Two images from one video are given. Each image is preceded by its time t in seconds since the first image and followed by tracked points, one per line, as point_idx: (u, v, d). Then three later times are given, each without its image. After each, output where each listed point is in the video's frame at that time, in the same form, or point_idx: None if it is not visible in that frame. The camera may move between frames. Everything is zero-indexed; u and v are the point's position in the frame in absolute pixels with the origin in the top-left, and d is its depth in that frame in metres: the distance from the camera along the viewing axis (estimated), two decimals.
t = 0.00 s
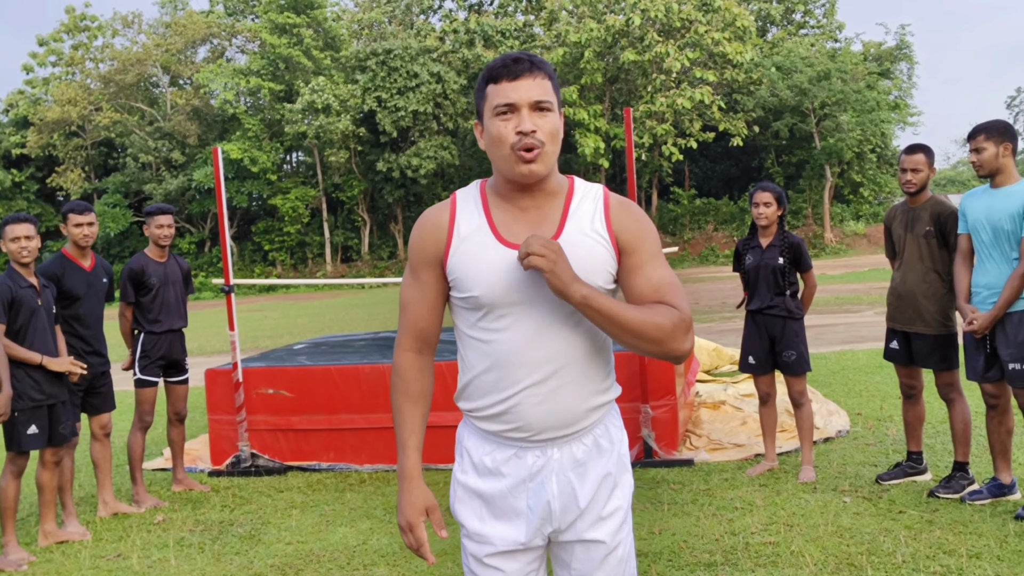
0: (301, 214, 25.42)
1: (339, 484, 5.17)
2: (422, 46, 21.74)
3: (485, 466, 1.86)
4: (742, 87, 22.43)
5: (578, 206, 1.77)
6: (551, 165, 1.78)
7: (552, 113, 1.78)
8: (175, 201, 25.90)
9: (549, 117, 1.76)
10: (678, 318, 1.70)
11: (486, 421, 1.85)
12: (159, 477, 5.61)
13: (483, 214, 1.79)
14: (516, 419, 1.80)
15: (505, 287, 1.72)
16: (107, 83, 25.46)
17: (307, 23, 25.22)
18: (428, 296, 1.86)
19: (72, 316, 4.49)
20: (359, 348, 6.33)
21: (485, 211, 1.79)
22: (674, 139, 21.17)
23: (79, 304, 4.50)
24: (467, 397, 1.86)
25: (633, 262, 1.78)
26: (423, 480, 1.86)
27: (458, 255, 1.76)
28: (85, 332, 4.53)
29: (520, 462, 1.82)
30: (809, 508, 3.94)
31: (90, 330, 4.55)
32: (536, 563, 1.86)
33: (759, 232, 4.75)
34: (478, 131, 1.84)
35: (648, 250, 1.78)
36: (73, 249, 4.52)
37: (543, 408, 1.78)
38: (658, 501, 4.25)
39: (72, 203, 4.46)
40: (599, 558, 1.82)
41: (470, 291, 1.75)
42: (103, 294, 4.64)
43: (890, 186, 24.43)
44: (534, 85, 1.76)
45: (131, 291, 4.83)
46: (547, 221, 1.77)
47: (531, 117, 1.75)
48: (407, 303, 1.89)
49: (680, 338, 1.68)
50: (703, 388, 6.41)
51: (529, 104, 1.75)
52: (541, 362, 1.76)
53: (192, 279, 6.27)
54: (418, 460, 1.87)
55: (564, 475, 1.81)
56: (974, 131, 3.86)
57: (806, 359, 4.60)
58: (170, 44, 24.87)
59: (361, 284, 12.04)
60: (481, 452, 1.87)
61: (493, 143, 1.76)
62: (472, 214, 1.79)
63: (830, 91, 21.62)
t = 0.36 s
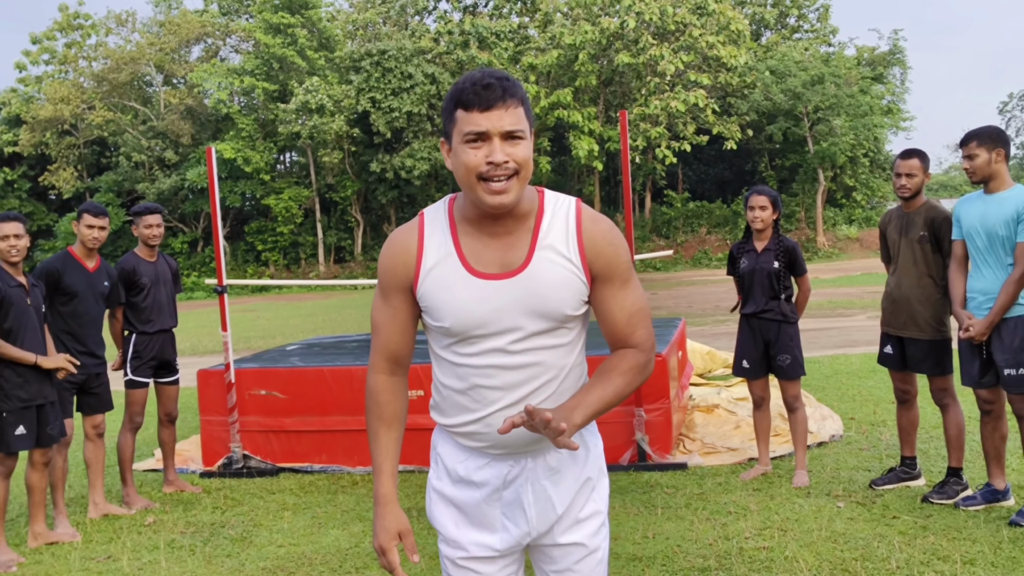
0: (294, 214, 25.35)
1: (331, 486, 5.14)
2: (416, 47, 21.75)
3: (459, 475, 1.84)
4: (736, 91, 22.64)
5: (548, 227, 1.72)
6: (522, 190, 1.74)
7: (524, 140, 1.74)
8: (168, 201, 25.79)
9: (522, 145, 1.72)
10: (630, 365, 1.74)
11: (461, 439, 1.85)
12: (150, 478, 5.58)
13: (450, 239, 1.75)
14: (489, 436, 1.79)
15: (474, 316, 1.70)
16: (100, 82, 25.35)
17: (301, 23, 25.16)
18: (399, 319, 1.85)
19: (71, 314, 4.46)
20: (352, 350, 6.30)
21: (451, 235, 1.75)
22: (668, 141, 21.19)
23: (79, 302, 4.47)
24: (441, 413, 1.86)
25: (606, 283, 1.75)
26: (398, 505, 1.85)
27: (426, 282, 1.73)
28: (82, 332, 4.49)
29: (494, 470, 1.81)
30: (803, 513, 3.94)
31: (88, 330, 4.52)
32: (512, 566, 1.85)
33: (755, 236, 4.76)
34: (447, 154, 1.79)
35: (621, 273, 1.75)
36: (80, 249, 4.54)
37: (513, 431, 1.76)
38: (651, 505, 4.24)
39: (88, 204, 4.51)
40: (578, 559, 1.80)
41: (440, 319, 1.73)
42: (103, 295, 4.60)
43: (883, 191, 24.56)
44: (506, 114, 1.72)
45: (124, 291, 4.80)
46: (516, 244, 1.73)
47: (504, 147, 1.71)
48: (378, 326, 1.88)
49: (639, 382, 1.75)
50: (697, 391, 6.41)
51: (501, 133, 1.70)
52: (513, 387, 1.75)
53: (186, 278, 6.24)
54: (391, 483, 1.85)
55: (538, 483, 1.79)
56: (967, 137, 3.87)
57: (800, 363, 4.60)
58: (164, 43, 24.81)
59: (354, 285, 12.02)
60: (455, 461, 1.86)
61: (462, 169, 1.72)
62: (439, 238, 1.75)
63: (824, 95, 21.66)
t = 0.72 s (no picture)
0: (293, 211, 25.34)
1: (328, 483, 5.13)
2: (416, 45, 21.81)
3: (449, 474, 1.84)
4: (735, 90, 22.71)
5: (529, 216, 1.70)
6: (508, 180, 1.73)
7: (514, 130, 1.73)
8: (166, 196, 25.75)
9: (510, 135, 1.72)
10: (602, 367, 1.69)
11: (448, 436, 1.84)
12: (146, 473, 5.57)
13: (431, 229, 1.75)
14: (472, 434, 1.78)
15: (449, 306, 1.69)
16: (99, 77, 25.31)
17: (301, 20, 25.08)
18: (385, 310, 1.86)
19: (65, 308, 4.45)
20: (350, 347, 6.29)
21: (433, 225, 1.76)
22: (667, 141, 21.18)
23: (72, 297, 4.46)
24: (429, 411, 1.85)
25: (585, 279, 1.70)
26: (380, 497, 1.84)
27: (405, 271, 1.74)
28: (77, 327, 4.50)
29: (482, 470, 1.80)
30: (802, 514, 3.93)
31: (83, 325, 4.52)
32: (505, 567, 1.84)
33: (754, 236, 4.75)
34: (434, 138, 1.79)
35: (602, 266, 1.70)
36: (72, 243, 4.50)
37: (489, 425, 1.75)
38: (649, 505, 4.24)
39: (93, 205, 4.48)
40: (571, 561, 1.78)
41: (418, 309, 1.73)
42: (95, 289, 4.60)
43: (881, 192, 24.57)
44: (499, 103, 1.72)
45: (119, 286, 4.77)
46: (494, 234, 1.71)
47: (493, 134, 1.70)
48: (366, 317, 1.89)
49: (610, 382, 1.70)
50: (695, 391, 6.41)
51: (492, 120, 1.70)
52: (489, 378, 1.72)
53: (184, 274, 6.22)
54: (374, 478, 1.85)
55: (525, 484, 1.77)
56: (970, 137, 3.86)
57: (800, 363, 4.60)
58: (163, 39, 24.76)
59: (352, 283, 12.00)
60: (446, 460, 1.85)
61: (449, 155, 1.72)
62: (421, 228, 1.76)
63: (823, 97, 21.68)
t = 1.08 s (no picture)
0: (292, 197, 25.28)
1: (325, 471, 5.13)
2: (417, 32, 21.72)
3: (446, 464, 1.83)
4: (737, 81, 22.64)
5: (521, 210, 1.68)
6: (497, 169, 1.72)
7: (500, 119, 1.71)
8: (165, 181, 25.64)
9: (496, 124, 1.70)
10: (602, 358, 1.67)
11: (444, 426, 1.83)
12: (143, 459, 5.56)
13: (425, 223, 1.74)
14: (470, 424, 1.77)
15: (447, 299, 1.68)
16: (98, 60, 25.15)
17: (301, 5, 24.90)
18: (381, 305, 1.85)
19: (61, 298, 4.45)
20: (348, 334, 6.27)
21: (426, 218, 1.75)
22: (667, 132, 21.12)
23: (71, 287, 4.47)
24: (425, 403, 1.85)
25: (579, 269, 1.69)
26: (372, 491, 1.82)
27: (401, 267, 1.72)
28: (70, 316, 4.49)
29: (479, 459, 1.79)
30: (798, 507, 3.94)
31: (75, 314, 4.52)
32: (502, 557, 1.84)
33: (748, 228, 4.74)
34: (421, 131, 1.77)
35: (596, 256, 1.68)
36: (79, 232, 4.45)
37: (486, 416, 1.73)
38: (646, 496, 4.24)
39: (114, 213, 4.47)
40: (567, 552, 1.77)
41: (413, 303, 1.72)
42: (93, 280, 4.62)
43: (881, 185, 24.54)
44: (483, 92, 1.70)
45: (116, 271, 4.74)
46: (489, 227, 1.70)
47: (479, 124, 1.68)
48: (361, 311, 1.88)
49: (608, 372, 1.68)
50: (692, 382, 6.41)
51: (477, 110, 1.68)
52: (489, 371, 1.71)
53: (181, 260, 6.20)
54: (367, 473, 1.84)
55: (523, 472, 1.77)
56: (972, 131, 3.85)
57: (796, 356, 4.60)
58: (163, 23, 24.62)
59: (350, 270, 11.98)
60: (442, 449, 1.84)
61: (437, 146, 1.70)
62: (414, 222, 1.75)
63: (824, 89, 21.60)
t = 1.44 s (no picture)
0: (300, 197, 25.37)
1: (333, 470, 5.16)
2: (424, 33, 21.74)
3: (455, 462, 1.85)
4: (744, 81, 22.61)
5: (533, 208, 1.70)
6: (509, 166, 1.74)
7: (512, 116, 1.73)
8: (174, 181, 25.75)
9: (508, 120, 1.72)
10: (615, 353, 1.67)
11: (455, 424, 1.85)
12: (152, 459, 5.60)
13: (437, 221, 1.75)
14: (483, 422, 1.78)
15: (460, 295, 1.69)
16: (107, 62, 25.27)
17: (309, 6, 24.98)
18: (392, 304, 1.86)
19: (76, 298, 4.49)
20: (356, 334, 6.29)
21: (439, 217, 1.76)
22: (674, 132, 21.07)
23: (88, 290, 4.51)
24: (437, 404, 1.86)
25: (590, 265, 1.71)
26: (386, 493, 1.84)
27: (414, 264, 1.74)
28: (84, 317, 4.53)
29: (490, 458, 1.80)
30: (806, 507, 3.93)
31: (89, 315, 4.56)
32: (510, 557, 1.85)
33: (750, 229, 4.74)
34: (434, 129, 1.79)
35: (607, 253, 1.70)
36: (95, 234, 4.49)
37: (499, 412, 1.75)
38: (653, 496, 4.25)
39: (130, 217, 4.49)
40: (576, 551, 1.79)
41: (426, 300, 1.73)
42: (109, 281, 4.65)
43: (889, 185, 24.45)
44: (495, 88, 1.72)
45: (126, 274, 4.81)
46: (502, 225, 1.72)
47: (492, 120, 1.70)
48: (371, 311, 1.89)
49: (621, 367, 1.68)
50: (700, 382, 6.41)
51: (490, 106, 1.71)
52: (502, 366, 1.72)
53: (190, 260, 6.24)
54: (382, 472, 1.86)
55: (534, 472, 1.78)
56: (981, 130, 3.84)
57: (795, 356, 4.61)
58: (172, 24, 24.72)
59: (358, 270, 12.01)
60: (451, 448, 1.86)
61: (451, 143, 1.71)
62: (428, 220, 1.76)
63: (832, 88, 21.55)
